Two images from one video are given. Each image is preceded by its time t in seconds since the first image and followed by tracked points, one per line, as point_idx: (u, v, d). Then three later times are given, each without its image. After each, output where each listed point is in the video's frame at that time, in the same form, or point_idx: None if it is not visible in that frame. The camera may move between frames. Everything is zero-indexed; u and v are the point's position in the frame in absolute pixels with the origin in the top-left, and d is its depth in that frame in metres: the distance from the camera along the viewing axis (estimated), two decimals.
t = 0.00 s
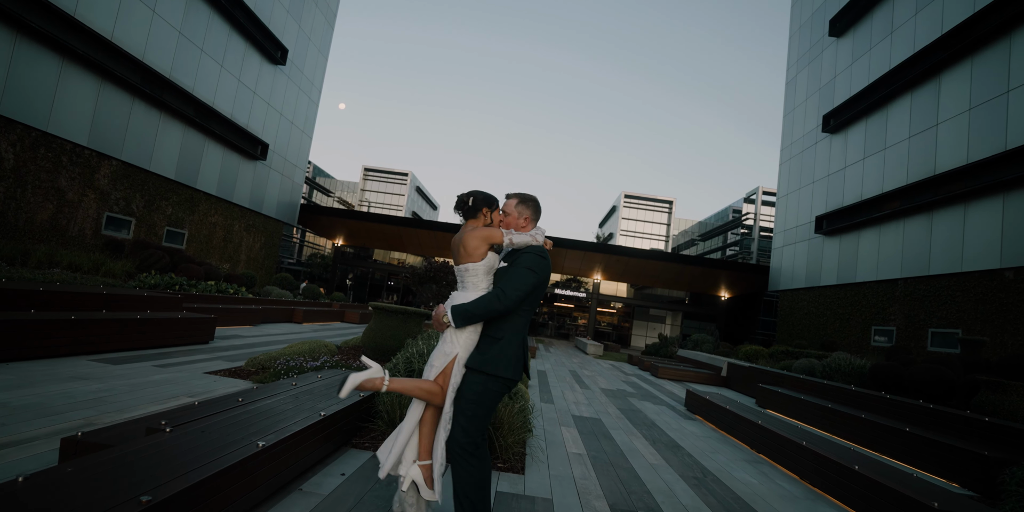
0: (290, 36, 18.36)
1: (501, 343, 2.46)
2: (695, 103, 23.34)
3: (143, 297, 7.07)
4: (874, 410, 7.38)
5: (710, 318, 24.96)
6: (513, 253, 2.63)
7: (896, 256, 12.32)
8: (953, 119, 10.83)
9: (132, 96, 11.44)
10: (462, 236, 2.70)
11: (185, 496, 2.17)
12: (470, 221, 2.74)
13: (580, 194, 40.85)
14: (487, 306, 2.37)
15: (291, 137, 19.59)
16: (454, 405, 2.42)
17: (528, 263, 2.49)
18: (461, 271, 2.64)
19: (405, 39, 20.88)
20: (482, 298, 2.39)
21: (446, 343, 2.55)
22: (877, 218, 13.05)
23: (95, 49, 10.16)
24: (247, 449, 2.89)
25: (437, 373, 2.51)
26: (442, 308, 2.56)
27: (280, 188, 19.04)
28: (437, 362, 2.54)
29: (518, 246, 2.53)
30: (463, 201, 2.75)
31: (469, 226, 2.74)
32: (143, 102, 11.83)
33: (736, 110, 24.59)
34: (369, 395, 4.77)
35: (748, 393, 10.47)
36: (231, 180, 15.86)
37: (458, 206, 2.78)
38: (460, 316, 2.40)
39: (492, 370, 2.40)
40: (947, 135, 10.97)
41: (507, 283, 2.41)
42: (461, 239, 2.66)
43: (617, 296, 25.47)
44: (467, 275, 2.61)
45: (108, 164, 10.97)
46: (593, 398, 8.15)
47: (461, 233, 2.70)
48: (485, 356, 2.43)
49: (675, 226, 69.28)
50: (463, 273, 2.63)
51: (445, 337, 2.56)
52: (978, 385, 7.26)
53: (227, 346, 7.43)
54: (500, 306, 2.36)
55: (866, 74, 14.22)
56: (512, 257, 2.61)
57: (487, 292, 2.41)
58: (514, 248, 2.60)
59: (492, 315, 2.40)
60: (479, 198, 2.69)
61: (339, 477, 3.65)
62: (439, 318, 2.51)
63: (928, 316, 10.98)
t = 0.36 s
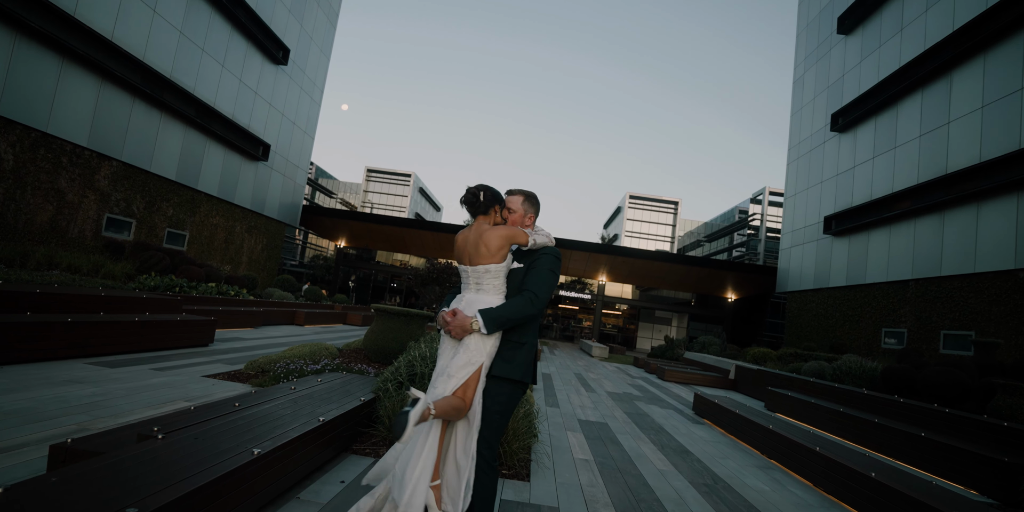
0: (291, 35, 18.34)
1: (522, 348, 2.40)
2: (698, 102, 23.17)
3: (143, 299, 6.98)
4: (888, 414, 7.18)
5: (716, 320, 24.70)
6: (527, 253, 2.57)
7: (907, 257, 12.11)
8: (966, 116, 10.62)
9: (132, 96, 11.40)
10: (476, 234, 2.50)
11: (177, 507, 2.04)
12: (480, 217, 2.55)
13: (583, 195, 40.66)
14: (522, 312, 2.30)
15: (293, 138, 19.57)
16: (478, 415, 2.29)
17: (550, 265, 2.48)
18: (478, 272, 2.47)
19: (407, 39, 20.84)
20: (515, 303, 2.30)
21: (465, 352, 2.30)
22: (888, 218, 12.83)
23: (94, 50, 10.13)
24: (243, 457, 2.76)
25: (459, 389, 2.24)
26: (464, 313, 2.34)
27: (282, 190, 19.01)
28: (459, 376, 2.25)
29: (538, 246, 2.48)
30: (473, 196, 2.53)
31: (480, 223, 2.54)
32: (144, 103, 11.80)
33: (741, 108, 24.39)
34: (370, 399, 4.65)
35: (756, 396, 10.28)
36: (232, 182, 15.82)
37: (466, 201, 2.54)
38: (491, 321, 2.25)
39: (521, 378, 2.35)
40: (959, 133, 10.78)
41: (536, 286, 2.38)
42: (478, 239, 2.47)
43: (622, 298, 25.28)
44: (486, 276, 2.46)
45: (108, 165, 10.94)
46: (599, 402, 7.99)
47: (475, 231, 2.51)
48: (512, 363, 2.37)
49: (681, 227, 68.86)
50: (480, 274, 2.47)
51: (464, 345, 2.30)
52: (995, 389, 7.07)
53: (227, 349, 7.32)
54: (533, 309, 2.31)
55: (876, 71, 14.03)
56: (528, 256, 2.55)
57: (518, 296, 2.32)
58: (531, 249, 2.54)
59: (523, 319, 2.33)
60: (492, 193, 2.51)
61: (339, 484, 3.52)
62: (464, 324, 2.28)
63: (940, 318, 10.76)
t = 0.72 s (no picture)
0: (293, 36, 18.31)
1: (535, 353, 2.29)
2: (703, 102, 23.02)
3: (143, 302, 6.91)
4: (902, 419, 6.97)
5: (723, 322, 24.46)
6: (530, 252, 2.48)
7: (919, 258, 11.87)
8: (979, 114, 10.39)
9: (132, 97, 11.36)
10: (494, 234, 2.28)
11: None
12: (494, 213, 2.30)
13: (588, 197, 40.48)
14: (551, 315, 2.25)
15: (296, 139, 19.55)
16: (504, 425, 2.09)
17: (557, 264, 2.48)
18: (500, 274, 2.27)
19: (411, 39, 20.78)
20: (544, 306, 2.22)
21: (493, 360, 2.10)
22: (899, 218, 12.60)
23: (93, 50, 10.08)
24: (235, 465, 2.64)
25: (492, 400, 2.06)
26: (494, 319, 2.13)
27: (284, 191, 18.98)
28: (492, 387, 2.06)
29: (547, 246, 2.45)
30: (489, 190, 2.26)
31: (493, 221, 2.31)
32: (144, 103, 11.75)
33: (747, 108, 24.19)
34: (371, 404, 4.51)
35: (766, 399, 10.07)
36: (234, 183, 15.78)
37: (481, 196, 2.26)
38: (525, 329, 2.14)
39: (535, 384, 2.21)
40: (972, 131, 10.53)
41: (555, 287, 2.34)
42: (500, 239, 2.26)
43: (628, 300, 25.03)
44: (507, 279, 2.28)
45: (109, 166, 10.91)
46: (606, 406, 7.82)
47: (494, 231, 2.27)
48: (532, 368, 2.26)
49: (686, 229, 68.42)
50: (502, 276, 2.27)
51: (492, 353, 2.10)
52: (1012, 392, 6.86)
53: (227, 352, 7.23)
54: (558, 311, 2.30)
55: (886, 69, 13.82)
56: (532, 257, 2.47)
57: (546, 300, 2.24)
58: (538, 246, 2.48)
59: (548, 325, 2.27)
60: (507, 188, 2.30)
61: (337, 493, 3.39)
62: (499, 331, 2.09)
63: (953, 320, 10.53)
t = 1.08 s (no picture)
0: (294, 37, 18.31)
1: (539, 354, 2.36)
2: (707, 101, 22.84)
3: (141, 306, 6.83)
4: (916, 423, 6.76)
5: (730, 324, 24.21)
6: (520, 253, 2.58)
7: (930, 258, 11.65)
8: (991, 111, 10.19)
9: (132, 98, 11.34)
10: (517, 233, 2.29)
11: None
12: (509, 214, 2.35)
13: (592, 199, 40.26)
14: (552, 318, 2.46)
15: (297, 141, 19.54)
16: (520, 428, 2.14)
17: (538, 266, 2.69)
18: (517, 277, 2.28)
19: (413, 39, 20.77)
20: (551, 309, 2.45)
21: (518, 366, 2.17)
22: (909, 218, 12.40)
23: (93, 52, 10.06)
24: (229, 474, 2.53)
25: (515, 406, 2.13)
26: (521, 326, 2.20)
27: (286, 194, 18.96)
28: (516, 393, 2.14)
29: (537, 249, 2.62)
30: (516, 189, 2.32)
31: (512, 220, 2.34)
32: (145, 105, 11.74)
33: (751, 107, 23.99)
34: (371, 409, 4.39)
35: (775, 403, 9.87)
36: (235, 185, 15.76)
37: (512, 194, 2.30)
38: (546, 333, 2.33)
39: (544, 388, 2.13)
40: (984, 129, 10.34)
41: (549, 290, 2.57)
42: (526, 240, 2.29)
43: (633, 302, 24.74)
44: (523, 282, 2.32)
45: (108, 169, 10.88)
46: (612, 411, 7.66)
47: (519, 231, 2.30)
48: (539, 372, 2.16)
49: (692, 230, 67.94)
50: (519, 279, 2.29)
51: (518, 360, 2.17)
52: None
53: (226, 356, 7.14)
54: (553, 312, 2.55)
55: (895, 67, 13.64)
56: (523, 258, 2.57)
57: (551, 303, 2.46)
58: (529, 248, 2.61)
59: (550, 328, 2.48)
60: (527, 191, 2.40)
61: (336, 503, 3.26)
62: (528, 339, 2.18)
63: (966, 321, 10.31)
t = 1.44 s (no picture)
0: (293, 36, 18.29)
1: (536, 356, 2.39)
2: (709, 100, 22.70)
3: (138, 309, 6.76)
4: (927, 425, 6.59)
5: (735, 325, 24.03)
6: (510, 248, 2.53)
7: (938, 257, 11.48)
8: (1001, 108, 10.02)
9: (130, 100, 11.30)
10: (528, 232, 2.26)
11: None
12: (517, 211, 2.28)
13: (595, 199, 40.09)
14: (544, 319, 2.54)
15: (297, 142, 19.49)
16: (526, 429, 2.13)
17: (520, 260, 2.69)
18: (524, 278, 2.25)
19: (413, 39, 20.72)
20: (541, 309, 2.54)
21: (525, 369, 2.16)
22: (916, 217, 12.23)
23: (91, 53, 10.03)
24: (218, 485, 2.40)
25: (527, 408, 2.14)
26: (532, 330, 2.20)
27: (286, 196, 18.93)
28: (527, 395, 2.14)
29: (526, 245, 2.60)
30: (529, 186, 2.29)
31: (520, 218, 2.29)
32: (143, 106, 11.71)
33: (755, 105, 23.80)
34: (370, 414, 4.27)
35: (783, 405, 9.71)
36: (235, 187, 15.73)
37: (529, 192, 2.27)
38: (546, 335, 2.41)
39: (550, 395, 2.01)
40: (993, 125, 10.18)
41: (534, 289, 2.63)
42: (538, 240, 2.28)
43: (637, 303, 24.51)
44: (526, 284, 2.29)
45: (106, 170, 10.84)
46: (617, 414, 7.51)
47: (532, 231, 2.28)
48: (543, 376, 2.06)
49: (696, 230, 67.60)
50: (524, 280, 2.26)
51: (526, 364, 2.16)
52: None
53: (224, 360, 7.05)
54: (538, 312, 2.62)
55: (902, 63, 13.48)
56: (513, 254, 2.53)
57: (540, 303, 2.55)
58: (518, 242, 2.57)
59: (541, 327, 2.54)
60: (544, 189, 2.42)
61: None
62: (537, 343, 2.17)
63: (976, 321, 10.13)
